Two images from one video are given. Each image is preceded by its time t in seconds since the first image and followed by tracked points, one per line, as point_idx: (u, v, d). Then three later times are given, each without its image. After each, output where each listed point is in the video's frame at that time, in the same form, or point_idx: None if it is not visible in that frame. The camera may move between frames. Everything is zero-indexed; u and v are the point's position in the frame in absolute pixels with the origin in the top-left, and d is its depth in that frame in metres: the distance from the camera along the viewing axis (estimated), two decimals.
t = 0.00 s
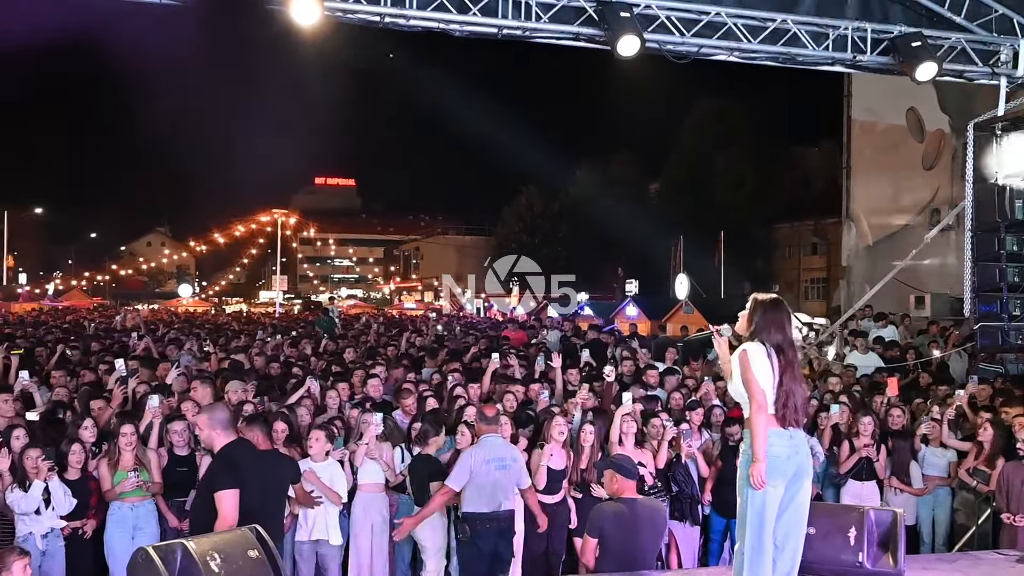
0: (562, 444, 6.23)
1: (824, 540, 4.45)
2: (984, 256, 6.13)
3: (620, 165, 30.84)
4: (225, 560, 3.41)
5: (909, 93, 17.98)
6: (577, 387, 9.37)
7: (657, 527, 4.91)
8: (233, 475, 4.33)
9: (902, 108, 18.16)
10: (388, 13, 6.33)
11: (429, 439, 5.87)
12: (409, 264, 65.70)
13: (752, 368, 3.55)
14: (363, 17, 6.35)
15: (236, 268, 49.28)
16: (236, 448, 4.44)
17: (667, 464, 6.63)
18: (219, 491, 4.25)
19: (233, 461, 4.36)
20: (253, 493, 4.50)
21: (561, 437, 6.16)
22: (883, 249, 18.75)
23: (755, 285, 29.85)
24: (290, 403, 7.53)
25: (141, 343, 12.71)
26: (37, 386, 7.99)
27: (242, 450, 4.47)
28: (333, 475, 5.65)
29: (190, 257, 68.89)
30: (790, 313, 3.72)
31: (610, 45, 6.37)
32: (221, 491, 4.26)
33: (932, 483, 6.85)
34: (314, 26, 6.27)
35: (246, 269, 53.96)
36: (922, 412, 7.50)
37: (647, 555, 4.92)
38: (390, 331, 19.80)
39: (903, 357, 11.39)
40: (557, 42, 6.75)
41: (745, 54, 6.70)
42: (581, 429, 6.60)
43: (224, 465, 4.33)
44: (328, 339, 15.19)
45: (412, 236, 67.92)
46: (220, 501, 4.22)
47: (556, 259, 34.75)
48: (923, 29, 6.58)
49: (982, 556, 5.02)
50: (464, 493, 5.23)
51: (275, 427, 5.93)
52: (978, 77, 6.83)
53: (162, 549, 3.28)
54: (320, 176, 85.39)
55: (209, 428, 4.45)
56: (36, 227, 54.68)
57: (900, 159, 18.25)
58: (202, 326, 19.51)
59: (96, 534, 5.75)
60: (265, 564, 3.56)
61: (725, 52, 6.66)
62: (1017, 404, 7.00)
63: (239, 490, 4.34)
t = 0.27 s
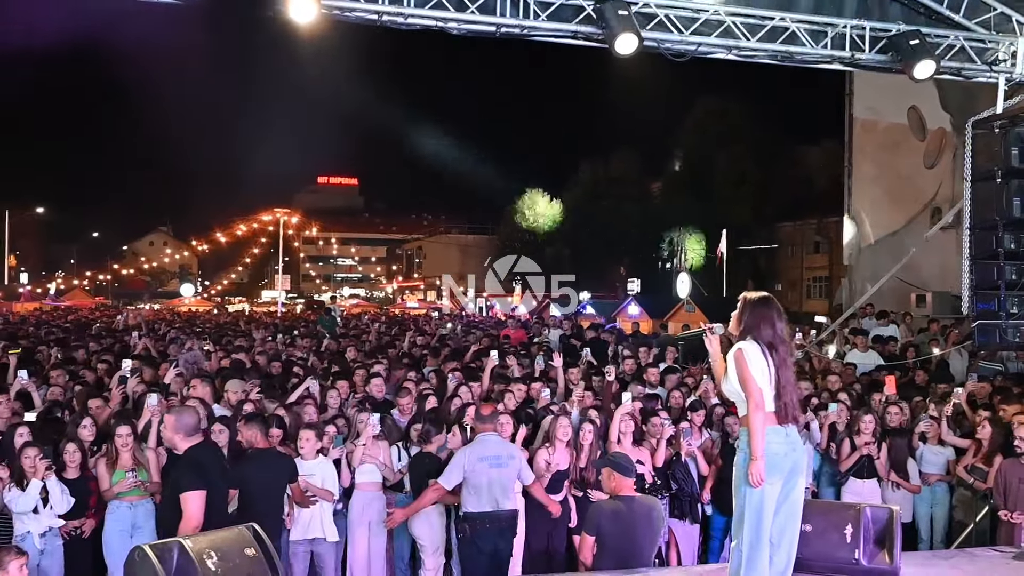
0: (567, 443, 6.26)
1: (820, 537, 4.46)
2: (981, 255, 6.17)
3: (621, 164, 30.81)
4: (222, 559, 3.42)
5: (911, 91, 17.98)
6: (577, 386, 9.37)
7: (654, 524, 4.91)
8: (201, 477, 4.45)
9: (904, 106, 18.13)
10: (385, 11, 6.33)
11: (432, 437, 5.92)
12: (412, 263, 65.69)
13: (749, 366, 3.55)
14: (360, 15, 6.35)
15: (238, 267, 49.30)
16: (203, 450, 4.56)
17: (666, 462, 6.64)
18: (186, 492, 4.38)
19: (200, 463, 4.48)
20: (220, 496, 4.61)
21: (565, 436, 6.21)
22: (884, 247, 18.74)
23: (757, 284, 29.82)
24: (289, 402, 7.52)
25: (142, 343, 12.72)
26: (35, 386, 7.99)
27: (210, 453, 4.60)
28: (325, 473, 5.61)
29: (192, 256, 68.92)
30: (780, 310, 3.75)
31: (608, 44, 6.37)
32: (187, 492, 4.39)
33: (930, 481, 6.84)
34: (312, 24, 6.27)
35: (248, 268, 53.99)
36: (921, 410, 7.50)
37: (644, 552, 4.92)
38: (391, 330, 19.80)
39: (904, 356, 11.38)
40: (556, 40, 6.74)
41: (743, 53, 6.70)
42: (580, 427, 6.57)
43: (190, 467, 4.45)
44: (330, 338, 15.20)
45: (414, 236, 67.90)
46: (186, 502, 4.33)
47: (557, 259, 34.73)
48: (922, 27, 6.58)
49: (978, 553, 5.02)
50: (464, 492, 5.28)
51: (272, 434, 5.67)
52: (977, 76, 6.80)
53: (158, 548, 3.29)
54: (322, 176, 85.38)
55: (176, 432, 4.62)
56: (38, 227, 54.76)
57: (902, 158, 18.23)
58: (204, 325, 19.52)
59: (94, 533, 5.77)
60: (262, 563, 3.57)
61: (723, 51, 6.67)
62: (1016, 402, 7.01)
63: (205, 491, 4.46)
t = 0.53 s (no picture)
0: (564, 438, 6.26)
1: (817, 532, 4.48)
2: (978, 249, 6.17)
3: (619, 161, 30.81)
4: (219, 557, 3.42)
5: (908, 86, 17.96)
6: (576, 383, 9.38)
7: (651, 520, 4.92)
8: (164, 475, 4.17)
9: (901, 101, 18.13)
10: (379, 10, 6.32)
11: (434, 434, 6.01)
12: (411, 262, 65.62)
13: (744, 362, 3.55)
14: (354, 14, 6.34)
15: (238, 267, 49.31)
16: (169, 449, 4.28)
17: (662, 459, 6.67)
18: (151, 489, 4.10)
19: (165, 460, 4.20)
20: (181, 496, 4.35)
21: (564, 431, 6.19)
22: (883, 242, 18.75)
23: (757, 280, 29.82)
24: (287, 401, 7.53)
25: (141, 343, 12.71)
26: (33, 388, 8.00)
27: (174, 451, 4.31)
28: (318, 471, 5.59)
29: (191, 257, 68.88)
30: (769, 306, 3.76)
31: (602, 40, 6.38)
32: (150, 489, 4.11)
33: (928, 476, 6.87)
34: (306, 23, 6.27)
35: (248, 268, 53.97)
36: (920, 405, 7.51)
37: (642, 548, 4.94)
38: (391, 329, 19.80)
39: (903, 351, 11.38)
40: (550, 37, 6.74)
41: (737, 48, 6.69)
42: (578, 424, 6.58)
43: (157, 465, 4.17)
44: (329, 338, 15.20)
45: (413, 235, 67.83)
46: (147, 498, 4.07)
47: (557, 257, 34.73)
48: (915, 21, 6.58)
49: (976, 546, 5.04)
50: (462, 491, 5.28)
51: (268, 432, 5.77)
52: (972, 69, 6.80)
53: (155, 547, 3.28)
54: (321, 175, 85.32)
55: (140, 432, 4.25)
56: (37, 229, 54.82)
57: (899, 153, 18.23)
58: (204, 326, 19.52)
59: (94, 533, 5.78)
60: (259, 561, 3.58)
61: (717, 46, 6.66)
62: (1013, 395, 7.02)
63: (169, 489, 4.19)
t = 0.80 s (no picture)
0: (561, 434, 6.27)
1: (814, 527, 4.50)
2: (975, 244, 6.17)
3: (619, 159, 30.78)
4: (217, 555, 3.43)
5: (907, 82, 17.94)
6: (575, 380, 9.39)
7: (649, 516, 4.94)
8: (135, 472, 4.29)
9: (901, 97, 18.11)
10: (375, 8, 6.32)
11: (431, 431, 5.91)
12: (412, 261, 65.55)
13: (741, 357, 3.56)
14: (349, 11, 6.34)
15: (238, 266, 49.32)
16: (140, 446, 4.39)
17: (661, 455, 6.66)
18: (121, 486, 4.22)
19: (136, 459, 4.32)
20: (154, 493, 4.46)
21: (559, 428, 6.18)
22: (883, 238, 18.74)
23: (757, 277, 29.82)
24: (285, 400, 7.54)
25: (140, 343, 12.71)
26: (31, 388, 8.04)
27: (145, 448, 4.42)
28: (313, 472, 5.56)
29: (191, 256, 68.84)
30: (760, 302, 3.79)
31: (598, 37, 6.37)
32: (122, 486, 4.22)
33: (925, 470, 6.89)
34: (301, 21, 6.26)
35: (248, 268, 53.96)
36: (919, 399, 7.53)
37: (640, 544, 4.95)
38: (392, 328, 19.79)
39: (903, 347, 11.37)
40: (546, 34, 6.73)
41: (734, 44, 6.69)
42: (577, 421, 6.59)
43: (127, 463, 4.29)
44: (329, 337, 15.20)
45: (414, 233, 67.75)
46: (118, 495, 4.19)
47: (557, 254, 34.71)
48: (912, 16, 6.57)
49: (972, 540, 5.05)
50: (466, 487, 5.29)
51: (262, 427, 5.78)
52: (969, 64, 6.79)
53: (153, 545, 3.30)
54: (322, 174, 85.26)
55: (105, 433, 4.34)
56: (37, 229, 54.83)
57: (898, 149, 18.22)
58: (204, 325, 19.51)
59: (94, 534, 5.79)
60: (258, 559, 3.58)
61: (714, 42, 6.66)
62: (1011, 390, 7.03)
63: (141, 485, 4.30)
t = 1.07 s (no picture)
0: (557, 428, 6.28)
1: (813, 517, 4.52)
2: (971, 233, 6.18)
3: (617, 152, 30.77)
4: (216, 550, 3.46)
5: (905, 73, 17.91)
6: (575, 373, 9.43)
7: (647, 508, 4.97)
8: (106, 474, 4.21)
9: (898, 87, 18.09)
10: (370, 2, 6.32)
11: (427, 425, 5.95)
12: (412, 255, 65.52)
13: (735, 351, 3.58)
14: (344, 6, 6.34)
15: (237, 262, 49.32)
16: (110, 448, 4.30)
17: (658, 447, 6.69)
18: (90, 491, 4.14)
19: (102, 460, 4.23)
20: (130, 491, 4.39)
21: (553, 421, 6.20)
22: (881, 229, 18.76)
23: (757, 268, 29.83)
24: (284, 394, 7.58)
25: (140, 339, 12.73)
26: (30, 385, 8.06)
27: (115, 448, 4.32)
28: (309, 471, 5.50)
29: (190, 253, 68.81)
30: (748, 295, 3.81)
31: (593, 29, 6.38)
32: (92, 490, 4.15)
33: (922, 458, 6.93)
34: (298, 15, 6.27)
35: (247, 264, 53.96)
36: (916, 388, 7.56)
37: (638, 534, 4.99)
38: (391, 322, 19.82)
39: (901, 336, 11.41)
40: (542, 28, 6.75)
41: (729, 35, 6.69)
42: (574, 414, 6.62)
43: (97, 466, 4.20)
44: (328, 332, 15.22)
45: (413, 228, 67.70)
46: (89, 500, 4.12)
47: (556, 248, 34.72)
48: (907, 6, 6.57)
49: (970, 528, 5.08)
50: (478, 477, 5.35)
51: (263, 417, 6.04)
52: (964, 54, 6.80)
53: (153, 540, 3.32)
54: (320, 169, 85.17)
55: (75, 433, 4.25)
56: (35, 226, 54.85)
57: (896, 139, 18.22)
58: (204, 322, 19.55)
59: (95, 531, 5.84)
60: (257, 553, 3.61)
61: (709, 34, 6.66)
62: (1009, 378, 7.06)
63: (112, 489, 4.23)
